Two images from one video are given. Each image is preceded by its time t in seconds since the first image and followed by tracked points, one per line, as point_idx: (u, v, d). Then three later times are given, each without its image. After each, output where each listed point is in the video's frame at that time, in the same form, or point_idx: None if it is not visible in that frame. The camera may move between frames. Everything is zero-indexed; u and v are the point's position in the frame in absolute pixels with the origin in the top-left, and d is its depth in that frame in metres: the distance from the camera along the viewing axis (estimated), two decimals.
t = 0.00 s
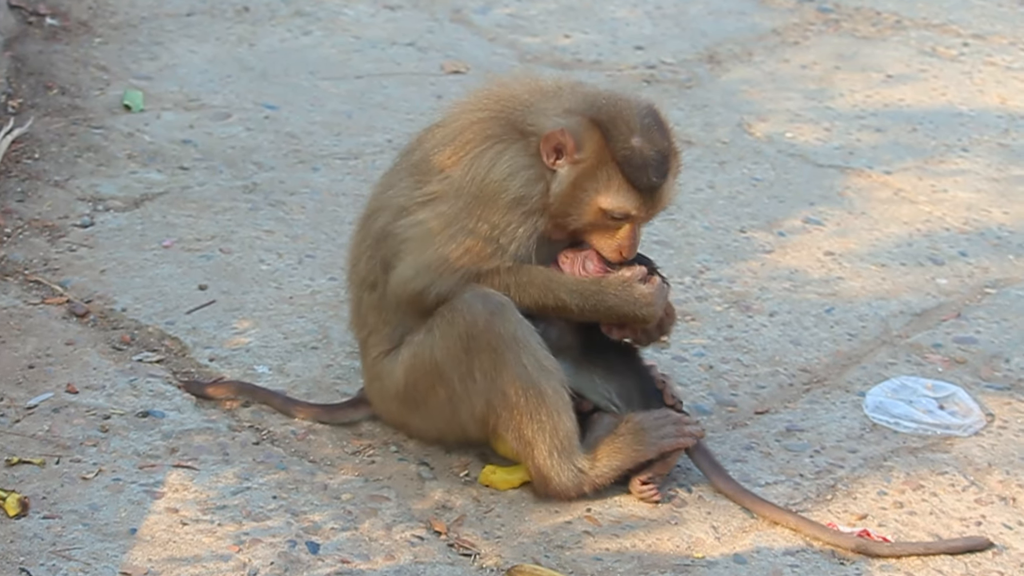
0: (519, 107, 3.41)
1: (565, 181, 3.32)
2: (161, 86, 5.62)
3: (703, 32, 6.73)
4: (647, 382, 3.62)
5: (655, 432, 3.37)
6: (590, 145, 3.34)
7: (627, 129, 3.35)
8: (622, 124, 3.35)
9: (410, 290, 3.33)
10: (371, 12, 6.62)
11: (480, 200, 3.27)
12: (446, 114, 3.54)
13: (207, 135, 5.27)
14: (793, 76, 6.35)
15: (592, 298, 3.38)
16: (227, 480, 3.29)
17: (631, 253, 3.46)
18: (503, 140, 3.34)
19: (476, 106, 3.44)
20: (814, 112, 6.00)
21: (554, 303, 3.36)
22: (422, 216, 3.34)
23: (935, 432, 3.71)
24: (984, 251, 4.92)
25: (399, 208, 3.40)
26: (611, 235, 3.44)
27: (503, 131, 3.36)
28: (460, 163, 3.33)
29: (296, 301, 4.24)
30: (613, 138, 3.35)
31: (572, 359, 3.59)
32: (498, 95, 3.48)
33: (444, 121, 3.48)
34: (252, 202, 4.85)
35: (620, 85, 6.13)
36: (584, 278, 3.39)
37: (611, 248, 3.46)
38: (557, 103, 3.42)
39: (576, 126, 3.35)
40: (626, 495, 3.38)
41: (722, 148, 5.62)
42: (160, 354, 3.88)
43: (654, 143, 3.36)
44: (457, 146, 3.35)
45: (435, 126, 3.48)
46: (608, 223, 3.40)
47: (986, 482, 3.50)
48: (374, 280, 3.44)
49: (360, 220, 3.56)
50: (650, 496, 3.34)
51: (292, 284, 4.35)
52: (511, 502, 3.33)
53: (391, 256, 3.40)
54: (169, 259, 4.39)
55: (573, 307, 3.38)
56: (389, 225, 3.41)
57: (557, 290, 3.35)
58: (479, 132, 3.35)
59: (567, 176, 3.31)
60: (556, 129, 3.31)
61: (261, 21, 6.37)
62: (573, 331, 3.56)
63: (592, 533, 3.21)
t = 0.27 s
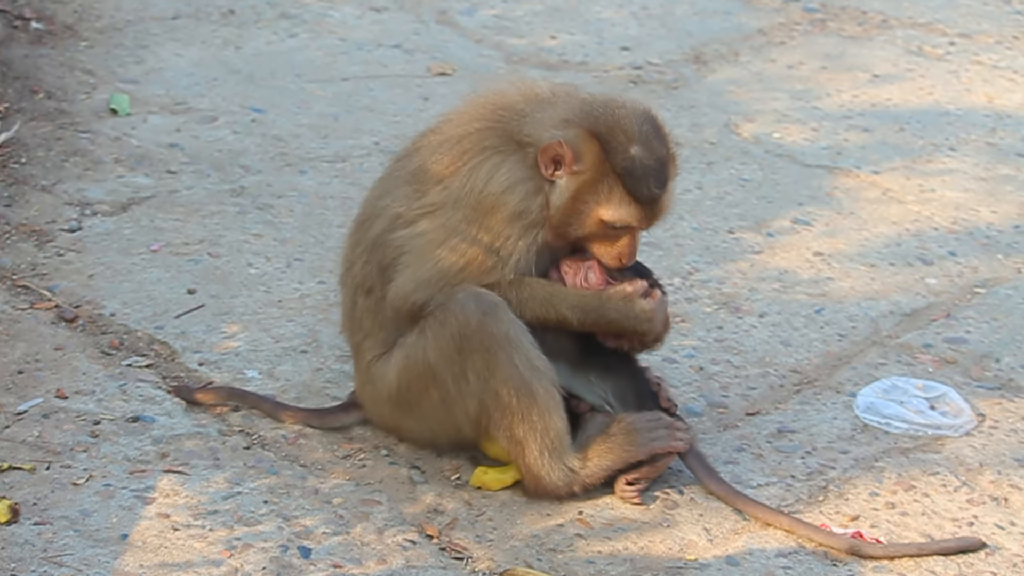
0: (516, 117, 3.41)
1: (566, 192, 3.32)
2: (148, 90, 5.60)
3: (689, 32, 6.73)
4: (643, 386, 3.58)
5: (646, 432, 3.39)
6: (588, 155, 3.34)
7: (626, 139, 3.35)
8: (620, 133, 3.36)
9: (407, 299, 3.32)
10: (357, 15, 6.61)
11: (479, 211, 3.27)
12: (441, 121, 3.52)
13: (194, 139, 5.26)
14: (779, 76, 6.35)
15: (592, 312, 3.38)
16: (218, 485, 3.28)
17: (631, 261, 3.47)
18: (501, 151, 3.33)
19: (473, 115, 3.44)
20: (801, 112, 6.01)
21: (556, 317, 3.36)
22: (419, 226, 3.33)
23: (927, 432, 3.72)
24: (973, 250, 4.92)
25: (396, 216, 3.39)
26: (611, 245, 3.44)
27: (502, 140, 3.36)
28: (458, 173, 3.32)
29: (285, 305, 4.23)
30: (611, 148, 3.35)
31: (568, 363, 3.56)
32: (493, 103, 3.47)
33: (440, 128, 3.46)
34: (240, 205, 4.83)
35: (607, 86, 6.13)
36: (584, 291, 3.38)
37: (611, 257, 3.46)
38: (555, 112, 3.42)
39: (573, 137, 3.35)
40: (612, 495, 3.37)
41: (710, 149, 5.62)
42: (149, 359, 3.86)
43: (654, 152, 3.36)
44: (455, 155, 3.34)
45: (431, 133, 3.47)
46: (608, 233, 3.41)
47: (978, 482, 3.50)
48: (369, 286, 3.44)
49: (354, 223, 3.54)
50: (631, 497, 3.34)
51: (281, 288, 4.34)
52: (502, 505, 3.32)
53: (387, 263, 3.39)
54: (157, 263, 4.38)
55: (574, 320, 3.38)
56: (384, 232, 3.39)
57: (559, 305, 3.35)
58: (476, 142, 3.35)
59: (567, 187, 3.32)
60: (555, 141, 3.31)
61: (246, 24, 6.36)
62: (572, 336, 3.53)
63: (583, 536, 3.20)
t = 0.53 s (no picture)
0: (522, 130, 3.39)
1: (575, 210, 3.31)
2: (128, 93, 5.58)
3: (669, 33, 6.74)
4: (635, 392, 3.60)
5: (638, 436, 3.41)
6: (597, 173, 3.34)
7: (635, 156, 3.35)
8: (630, 150, 3.35)
9: (407, 311, 3.31)
10: (337, 17, 6.60)
11: (484, 226, 3.26)
12: (442, 127, 3.50)
13: (175, 142, 5.24)
14: (760, 76, 6.36)
15: (594, 328, 3.40)
16: (204, 490, 3.26)
17: (634, 275, 3.48)
18: (507, 164, 3.32)
19: (477, 125, 3.42)
20: (782, 111, 6.02)
21: (558, 334, 3.38)
22: (423, 237, 3.31)
23: (912, 431, 3.73)
24: (956, 249, 4.94)
25: (398, 225, 3.37)
26: (616, 260, 3.44)
27: (507, 153, 3.34)
28: (463, 185, 3.30)
29: (269, 309, 4.21)
30: (621, 165, 3.34)
31: (565, 372, 3.54)
32: (497, 113, 3.45)
33: (441, 135, 3.44)
34: (222, 209, 4.82)
35: (589, 87, 6.13)
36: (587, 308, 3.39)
37: (615, 271, 3.46)
38: (562, 126, 3.40)
39: (582, 154, 3.35)
40: (597, 496, 3.38)
41: (692, 149, 5.62)
42: (134, 363, 3.84)
43: (664, 170, 3.36)
44: (460, 167, 3.33)
45: (433, 140, 3.45)
46: (614, 249, 3.41)
47: (965, 481, 3.51)
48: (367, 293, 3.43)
49: (351, 227, 3.53)
50: (613, 498, 3.35)
51: (265, 291, 4.32)
52: (490, 508, 3.32)
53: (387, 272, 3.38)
54: (140, 267, 4.36)
55: (575, 335, 3.39)
56: (385, 240, 3.38)
57: (562, 321, 3.36)
58: (482, 154, 3.33)
59: (576, 205, 3.31)
60: (566, 159, 3.30)
61: (226, 27, 6.34)
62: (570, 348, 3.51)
63: (571, 538, 3.20)
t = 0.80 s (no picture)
0: (537, 145, 3.35)
1: (591, 234, 3.28)
2: (118, 96, 5.56)
3: (658, 33, 6.74)
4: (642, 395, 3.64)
5: (638, 440, 3.42)
6: (615, 195, 3.29)
7: (653, 181, 3.29)
8: (648, 174, 3.29)
9: (418, 324, 3.29)
10: (325, 18, 6.59)
11: (498, 243, 3.22)
12: (455, 133, 3.45)
13: (165, 145, 5.23)
14: (749, 75, 6.37)
15: (607, 335, 3.39)
16: (198, 494, 3.25)
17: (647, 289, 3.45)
18: (523, 181, 3.29)
19: (491, 136, 3.37)
20: (772, 111, 6.03)
21: (572, 341, 3.37)
22: (435, 251, 3.28)
23: (906, 431, 3.73)
24: (948, 248, 4.95)
25: (409, 234, 3.33)
26: (630, 278, 3.42)
27: (523, 169, 3.30)
28: (478, 199, 3.27)
29: (261, 311, 4.20)
30: (639, 189, 3.29)
31: (573, 378, 3.61)
32: (513, 124, 3.41)
33: (453, 144, 3.40)
34: (213, 211, 4.81)
35: (578, 88, 6.13)
36: (600, 316, 3.38)
37: (629, 286, 3.44)
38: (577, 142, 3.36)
39: (600, 177, 3.30)
40: (592, 497, 3.38)
41: (683, 149, 5.62)
42: (127, 367, 3.83)
43: (682, 196, 3.30)
44: (475, 180, 3.29)
45: (445, 147, 3.41)
46: (631, 267, 3.38)
47: (959, 480, 3.52)
48: (375, 300, 3.40)
49: (359, 230, 3.48)
50: (606, 497, 3.35)
51: (257, 294, 4.31)
52: (485, 511, 3.32)
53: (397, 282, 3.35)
54: (132, 271, 4.35)
55: (588, 342, 3.39)
56: (396, 249, 3.34)
57: (575, 329, 3.35)
58: (497, 170, 3.29)
59: (593, 229, 3.28)
60: (584, 183, 3.27)
61: (215, 29, 6.33)
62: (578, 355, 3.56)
63: (567, 540, 3.20)
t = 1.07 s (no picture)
0: (555, 158, 3.36)
1: (611, 252, 3.32)
2: (113, 97, 5.56)
3: (653, 34, 6.75)
4: (643, 395, 3.65)
5: (639, 443, 3.42)
6: (633, 213, 3.33)
7: (669, 199, 3.34)
8: (666, 194, 3.34)
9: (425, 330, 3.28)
10: (320, 19, 6.59)
11: (515, 256, 3.23)
12: (469, 141, 3.45)
13: (161, 147, 5.22)
14: (744, 76, 6.37)
15: (617, 344, 3.41)
16: (196, 495, 3.25)
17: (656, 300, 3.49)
18: (541, 194, 3.30)
19: (507, 147, 3.38)
20: (767, 112, 6.03)
21: (583, 351, 3.39)
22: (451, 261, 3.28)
23: (903, 433, 3.74)
24: (944, 249, 4.95)
25: (423, 243, 3.33)
26: (642, 291, 3.46)
27: (541, 182, 3.31)
28: (495, 211, 3.27)
29: (258, 313, 4.20)
30: (657, 208, 3.34)
31: (576, 381, 3.63)
32: (530, 136, 3.41)
33: (468, 153, 3.40)
34: (209, 213, 4.80)
35: (573, 89, 6.14)
36: (609, 325, 3.40)
37: (639, 298, 3.47)
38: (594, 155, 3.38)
39: (619, 195, 3.32)
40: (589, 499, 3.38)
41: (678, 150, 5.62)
42: (123, 368, 3.83)
43: (696, 213, 3.36)
44: (493, 192, 3.29)
45: (460, 156, 3.41)
46: (641, 282, 3.43)
47: (957, 482, 3.52)
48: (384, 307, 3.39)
49: (368, 234, 3.47)
50: (603, 497, 3.36)
51: (253, 295, 4.31)
52: (483, 512, 3.32)
53: (409, 290, 3.35)
54: (128, 272, 4.34)
55: (597, 352, 3.41)
56: (409, 257, 3.34)
57: (586, 340, 3.37)
58: (516, 182, 3.30)
59: (612, 247, 3.31)
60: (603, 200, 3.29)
61: (210, 30, 6.32)
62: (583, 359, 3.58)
63: (565, 542, 3.20)
